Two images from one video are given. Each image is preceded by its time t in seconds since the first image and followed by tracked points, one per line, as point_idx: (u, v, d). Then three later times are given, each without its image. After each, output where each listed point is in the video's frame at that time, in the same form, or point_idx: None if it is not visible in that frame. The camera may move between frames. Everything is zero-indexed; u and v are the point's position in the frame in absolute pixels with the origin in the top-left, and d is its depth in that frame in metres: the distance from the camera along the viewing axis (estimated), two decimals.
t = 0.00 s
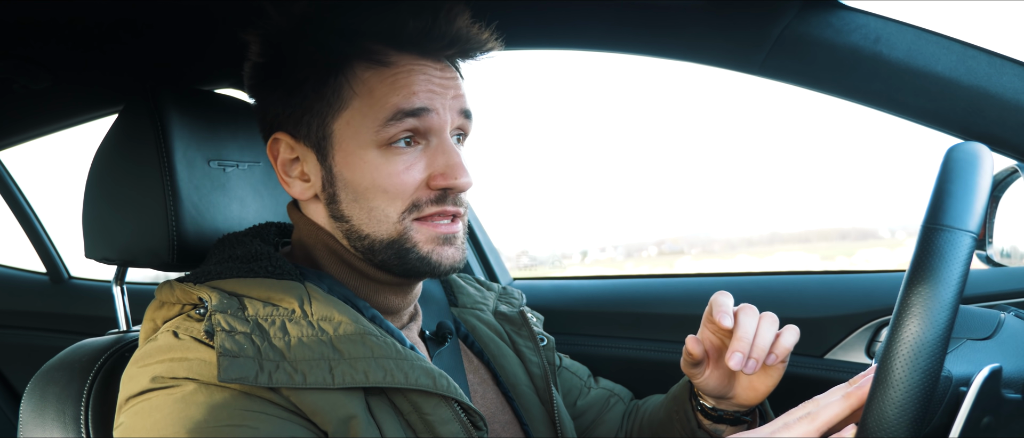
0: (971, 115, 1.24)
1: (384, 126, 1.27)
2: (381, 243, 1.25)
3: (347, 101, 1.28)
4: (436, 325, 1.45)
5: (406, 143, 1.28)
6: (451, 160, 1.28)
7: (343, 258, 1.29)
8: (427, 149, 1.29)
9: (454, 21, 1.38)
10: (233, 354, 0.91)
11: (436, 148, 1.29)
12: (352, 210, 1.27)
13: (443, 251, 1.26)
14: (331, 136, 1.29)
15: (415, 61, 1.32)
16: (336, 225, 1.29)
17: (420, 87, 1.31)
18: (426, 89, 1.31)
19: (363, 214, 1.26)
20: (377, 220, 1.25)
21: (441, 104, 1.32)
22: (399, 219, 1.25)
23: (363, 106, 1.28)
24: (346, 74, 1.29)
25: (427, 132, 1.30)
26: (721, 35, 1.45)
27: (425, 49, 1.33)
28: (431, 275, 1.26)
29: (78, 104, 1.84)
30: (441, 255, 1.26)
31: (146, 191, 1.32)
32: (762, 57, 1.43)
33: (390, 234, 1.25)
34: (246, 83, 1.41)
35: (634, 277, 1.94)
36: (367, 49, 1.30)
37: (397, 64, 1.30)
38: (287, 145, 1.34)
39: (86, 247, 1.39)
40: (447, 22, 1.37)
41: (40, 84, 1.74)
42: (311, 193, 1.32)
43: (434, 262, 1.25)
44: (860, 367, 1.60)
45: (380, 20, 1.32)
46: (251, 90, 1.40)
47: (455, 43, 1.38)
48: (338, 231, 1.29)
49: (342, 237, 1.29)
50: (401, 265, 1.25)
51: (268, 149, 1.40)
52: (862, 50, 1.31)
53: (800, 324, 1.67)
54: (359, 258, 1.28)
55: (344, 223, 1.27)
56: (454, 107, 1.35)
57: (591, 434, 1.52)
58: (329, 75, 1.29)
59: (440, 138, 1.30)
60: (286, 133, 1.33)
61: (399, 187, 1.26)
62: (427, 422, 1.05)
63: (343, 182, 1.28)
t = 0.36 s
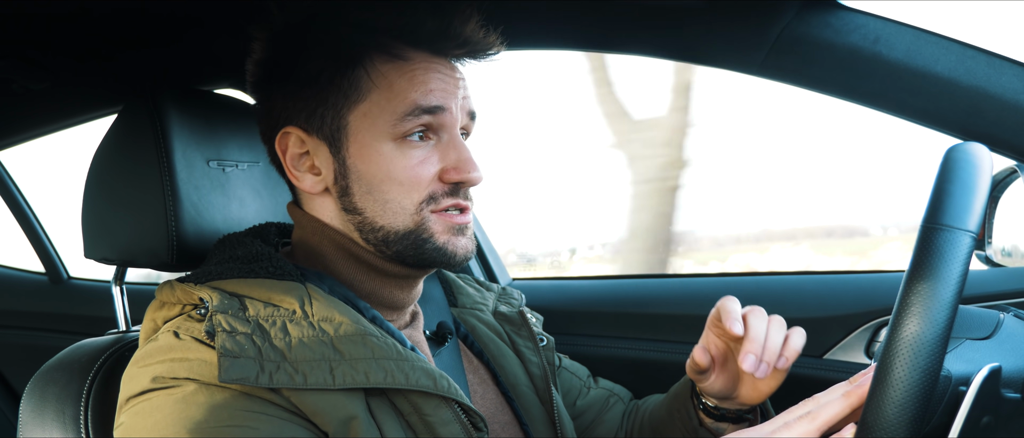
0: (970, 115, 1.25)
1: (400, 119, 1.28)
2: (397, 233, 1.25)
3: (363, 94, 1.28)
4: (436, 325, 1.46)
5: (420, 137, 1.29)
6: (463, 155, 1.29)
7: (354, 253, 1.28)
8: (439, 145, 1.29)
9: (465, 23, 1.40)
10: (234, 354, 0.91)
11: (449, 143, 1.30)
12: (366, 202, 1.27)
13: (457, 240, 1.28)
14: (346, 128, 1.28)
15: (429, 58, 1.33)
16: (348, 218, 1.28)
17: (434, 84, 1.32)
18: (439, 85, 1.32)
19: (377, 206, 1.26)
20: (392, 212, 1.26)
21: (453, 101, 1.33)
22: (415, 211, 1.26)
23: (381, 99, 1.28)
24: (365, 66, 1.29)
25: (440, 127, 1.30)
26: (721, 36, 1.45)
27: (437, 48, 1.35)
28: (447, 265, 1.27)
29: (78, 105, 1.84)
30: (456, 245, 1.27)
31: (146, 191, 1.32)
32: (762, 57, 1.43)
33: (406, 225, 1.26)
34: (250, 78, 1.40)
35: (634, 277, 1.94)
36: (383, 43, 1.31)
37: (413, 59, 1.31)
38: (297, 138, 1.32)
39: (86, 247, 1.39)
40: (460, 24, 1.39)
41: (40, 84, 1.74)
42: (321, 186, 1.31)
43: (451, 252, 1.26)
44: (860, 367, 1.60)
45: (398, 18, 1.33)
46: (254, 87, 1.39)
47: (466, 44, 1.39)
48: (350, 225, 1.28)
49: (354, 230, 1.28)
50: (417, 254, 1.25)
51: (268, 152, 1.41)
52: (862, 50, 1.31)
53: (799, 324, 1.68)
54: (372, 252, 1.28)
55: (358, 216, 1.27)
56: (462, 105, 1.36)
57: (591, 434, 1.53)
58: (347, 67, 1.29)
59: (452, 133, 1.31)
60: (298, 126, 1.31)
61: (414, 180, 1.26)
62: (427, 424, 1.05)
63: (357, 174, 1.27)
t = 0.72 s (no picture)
0: (970, 115, 1.25)
1: (427, 128, 1.26)
2: (410, 241, 1.25)
3: (392, 99, 1.27)
4: (437, 324, 1.46)
5: (444, 147, 1.28)
6: (483, 170, 1.28)
7: (363, 256, 1.29)
8: (461, 157, 1.28)
9: (495, 38, 1.40)
10: (234, 353, 0.91)
11: (472, 156, 1.29)
12: (384, 207, 1.26)
13: (467, 255, 1.27)
14: (371, 131, 1.27)
15: (459, 70, 1.32)
16: (364, 221, 1.28)
17: (463, 96, 1.31)
18: (468, 97, 1.31)
19: (395, 212, 1.25)
20: (409, 220, 1.25)
21: (479, 115, 1.32)
22: (432, 222, 1.25)
23: (411, 106, 1.27)
24: (396, 70, 1.29)
25: (464, 140, 1.29)
26: (720, 36, 1.45)
27: (467, 59, 1.34)
28: (453, 279, 1.27)
29: (79, 105, 1.84)
30: (463, 259, 1.27)
31: (146, 190, 1.32)
32: (761, 57, 1.43)
33: (421, 234, 1.25)
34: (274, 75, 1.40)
35: (634, 277, 1.95)
36: (414, 50, 1.30)
37: (443, 69, 1.30)
38: (320, 137, 1.31)
39: (86, 247, 1.39)
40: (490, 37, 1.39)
41: (40, 84, 1.74)
42: (340, 187, 1.30)
43: (458, 265, 1.26)
44: (859, 367, 1.60)
45: (433, 26, 1.33)
46: (279, 83, 1.39)
47: (496, 59, 1.38)
48: (364, 227, 1.28)
49: (367, 233, 1.28)
50: (425, 266, 1.26)
51: (285, 145, 1.41)
52: (860, 50, 1.32)
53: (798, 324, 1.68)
54: (381, 257, 1.28)
55: (374, 220, 1.26)
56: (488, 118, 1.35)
57: (591, 434, 1.53)
58: (378, 69, 1.28)
59: (476, 147, 1.30)
60: (321, 125, 1.31)
61: (434, 190, 1.25)
62: (427, 423, 1.05)
63: (378, 179, 1.26)
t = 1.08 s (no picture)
0: (970, 115, 1.25)
1: (417, 124, 1.27)
2: (402, 237, 1.25)
3: (381, 97, 1.28)
4: (439, 324, 1.46)
5: (436, 142, 1.28)
6: (477, 163, 1.28)
7: (360, 254, 1.29)
8: (454, 153, 1.28)
9: (485, 28, 1.39)
10: (236, 353, 0.91)
11: (465, 150, 1.29)
12: (377, 205, 1.27)
13: (460, 250, 1.27)
14: (362, 131, 1.28)
15: (449, 65, 1.31)
16: (358, 221, 1.28)
17: (454, 94, 1.30)
18: (460, 93, 1.31)
19: (387, 209, 1.26)
20: (401, 216, 1.25)
21: (470, 110, 1.31)
22: (422, 215, 1.25)
23: (400, 104, 1.27)
24: (384, 69, 1.28)
25: (455, 136, 1.29)
26: (721, 37, 1.45)
27: (455, 54, 1.32)
28: (449, 274, 1.26)
29: (79, 105, 1.84)
30: (458, 254, 1.26)
31: (146, 190, 1.32)
32: (761, 57, 1.43)
33: (411, 228, 1.25)
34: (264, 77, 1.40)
35: (634, 276, 1.95)
36: (401, 46, 1.29)
37: (433, 65, 1.30)
38: (311, 140, 1.32)
39: (86, 246, 1.40)
40: (479, 28, 1.37)
41: (40, 84, 1.74)
42: (334, 188, 1.31)
43: (453, 260, 1.26)
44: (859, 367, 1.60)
45: (418, 21, 1.32)
46: (269, 86, 1.39)
47: (485, 50, 1.37)
48: (359, 227, 1.28)
49: (362, 232, 1.28)
50: (420, 262, 1.25)
51: (279, 150, 1.42)
52: (861, 49, 1.31)
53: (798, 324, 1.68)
54: (379, 256, 1.28)
55: (367, 219, 1.27)
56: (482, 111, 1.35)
57: (591, 434, 1.53)
58: (365, 69, 1.29)
59: (469, 141, 1.30)
60: (312, 128, 1.32)
61: (426, 186, 1.25)
62: (429, 424, 1.06)
63: (371, 177, 1.27)
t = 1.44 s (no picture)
0: (973, 114, 1.24)
1: (404, 120, 1.27)
2: (398, 233, 1.25)
3: (368, 95, 1.28)
4: (439, 325, 1.46)
5: (424, 138, 1.28)
6: (466, 156, 1.29)
7: (357, 252, 1.28)
8: (443, 146, 1.29)
9: (467, 23, 1.40)
10: (238, 352, 0.91)
11: (454, 144, 1.29)
12: (369, 201, 1.26)
13: (456, 243, 1.27)
14: (350, 129, 1.28)
15: (433, 59, 1.32)
16: (352, 218, 1.28)
17: (440, 89, 1.30)
18: (446, 88, 1.31)
19: (380, 205, 1.26)
20: (394, 212, 1.25)
21: (457, 104, 1.32)
22: (416, 210, 1.26)
23: (387, 101, 1.28)
24: (369, 66, 1.29)
25: (443, 131, 1.29)
26: (723, 35, 1.46)
27: (440, 47, 1.34)
28: (446, 268, 1.25)
29: (81, 103, 1.84)
30: (454, 248, 1.26)
31: (147, 190, 1.32)
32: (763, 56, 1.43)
33: (407, 224, 1.25)
34: (252, 80, 1.40)
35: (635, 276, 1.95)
36: (387, 44, 1.30)
37: (417, 60, 1.30)
38: (301, 140, 1.32)
39: (88, 246, 1.40)
40: (462, 24, 1.39)
41: (42, 84, 1.74)
42: (326, 187, 1.31)
43: (450, 254, 1.25)
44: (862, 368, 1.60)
45: (400, 18, 1.33)
46: (257, 88, 1.39)
47: (468, 43, 1.39)
48: (353, 224, 1.28)
49: (357, 229, 1.28)
50: (417, 257, 1.25)
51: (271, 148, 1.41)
52: (864, 49, 1.31)
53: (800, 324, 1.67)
54: (374, 252, 1.28)
55: (361, 216, 1.27)
56: (468, 106, 1.35)
57: (591, 432, 1.52)
58: (351, 67, 1.29)
59: (458, 135, 1.30)
60: (301, 128, 1.31)
61: (417, 180, 1.26)
62: (431, 424, 1.05)
63: (362, 174, 1.27)
